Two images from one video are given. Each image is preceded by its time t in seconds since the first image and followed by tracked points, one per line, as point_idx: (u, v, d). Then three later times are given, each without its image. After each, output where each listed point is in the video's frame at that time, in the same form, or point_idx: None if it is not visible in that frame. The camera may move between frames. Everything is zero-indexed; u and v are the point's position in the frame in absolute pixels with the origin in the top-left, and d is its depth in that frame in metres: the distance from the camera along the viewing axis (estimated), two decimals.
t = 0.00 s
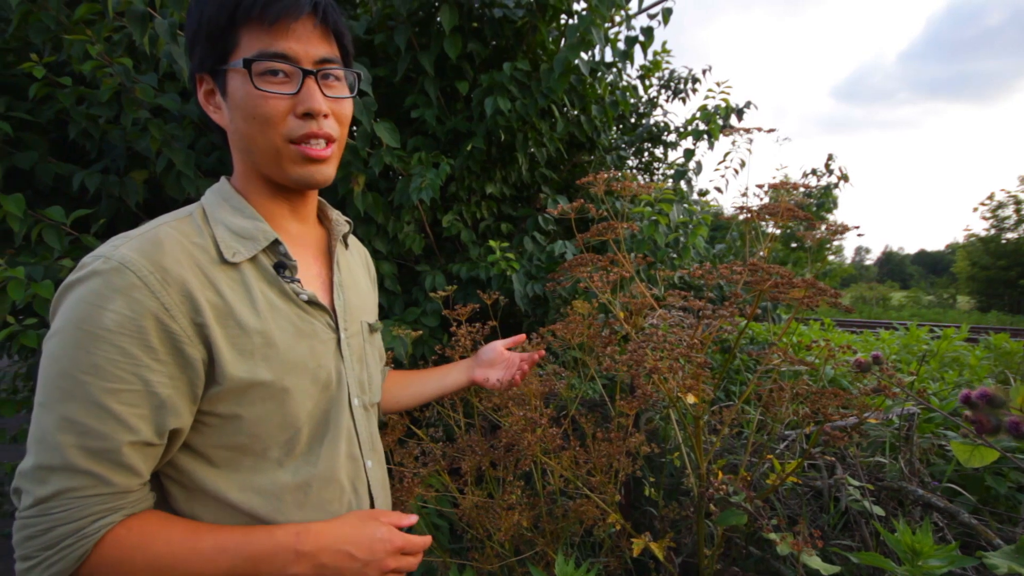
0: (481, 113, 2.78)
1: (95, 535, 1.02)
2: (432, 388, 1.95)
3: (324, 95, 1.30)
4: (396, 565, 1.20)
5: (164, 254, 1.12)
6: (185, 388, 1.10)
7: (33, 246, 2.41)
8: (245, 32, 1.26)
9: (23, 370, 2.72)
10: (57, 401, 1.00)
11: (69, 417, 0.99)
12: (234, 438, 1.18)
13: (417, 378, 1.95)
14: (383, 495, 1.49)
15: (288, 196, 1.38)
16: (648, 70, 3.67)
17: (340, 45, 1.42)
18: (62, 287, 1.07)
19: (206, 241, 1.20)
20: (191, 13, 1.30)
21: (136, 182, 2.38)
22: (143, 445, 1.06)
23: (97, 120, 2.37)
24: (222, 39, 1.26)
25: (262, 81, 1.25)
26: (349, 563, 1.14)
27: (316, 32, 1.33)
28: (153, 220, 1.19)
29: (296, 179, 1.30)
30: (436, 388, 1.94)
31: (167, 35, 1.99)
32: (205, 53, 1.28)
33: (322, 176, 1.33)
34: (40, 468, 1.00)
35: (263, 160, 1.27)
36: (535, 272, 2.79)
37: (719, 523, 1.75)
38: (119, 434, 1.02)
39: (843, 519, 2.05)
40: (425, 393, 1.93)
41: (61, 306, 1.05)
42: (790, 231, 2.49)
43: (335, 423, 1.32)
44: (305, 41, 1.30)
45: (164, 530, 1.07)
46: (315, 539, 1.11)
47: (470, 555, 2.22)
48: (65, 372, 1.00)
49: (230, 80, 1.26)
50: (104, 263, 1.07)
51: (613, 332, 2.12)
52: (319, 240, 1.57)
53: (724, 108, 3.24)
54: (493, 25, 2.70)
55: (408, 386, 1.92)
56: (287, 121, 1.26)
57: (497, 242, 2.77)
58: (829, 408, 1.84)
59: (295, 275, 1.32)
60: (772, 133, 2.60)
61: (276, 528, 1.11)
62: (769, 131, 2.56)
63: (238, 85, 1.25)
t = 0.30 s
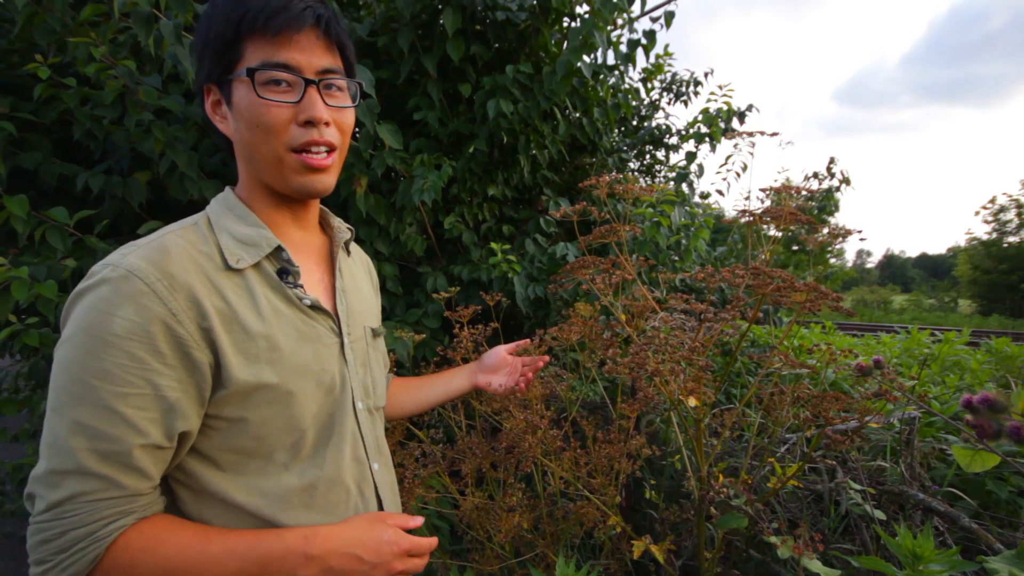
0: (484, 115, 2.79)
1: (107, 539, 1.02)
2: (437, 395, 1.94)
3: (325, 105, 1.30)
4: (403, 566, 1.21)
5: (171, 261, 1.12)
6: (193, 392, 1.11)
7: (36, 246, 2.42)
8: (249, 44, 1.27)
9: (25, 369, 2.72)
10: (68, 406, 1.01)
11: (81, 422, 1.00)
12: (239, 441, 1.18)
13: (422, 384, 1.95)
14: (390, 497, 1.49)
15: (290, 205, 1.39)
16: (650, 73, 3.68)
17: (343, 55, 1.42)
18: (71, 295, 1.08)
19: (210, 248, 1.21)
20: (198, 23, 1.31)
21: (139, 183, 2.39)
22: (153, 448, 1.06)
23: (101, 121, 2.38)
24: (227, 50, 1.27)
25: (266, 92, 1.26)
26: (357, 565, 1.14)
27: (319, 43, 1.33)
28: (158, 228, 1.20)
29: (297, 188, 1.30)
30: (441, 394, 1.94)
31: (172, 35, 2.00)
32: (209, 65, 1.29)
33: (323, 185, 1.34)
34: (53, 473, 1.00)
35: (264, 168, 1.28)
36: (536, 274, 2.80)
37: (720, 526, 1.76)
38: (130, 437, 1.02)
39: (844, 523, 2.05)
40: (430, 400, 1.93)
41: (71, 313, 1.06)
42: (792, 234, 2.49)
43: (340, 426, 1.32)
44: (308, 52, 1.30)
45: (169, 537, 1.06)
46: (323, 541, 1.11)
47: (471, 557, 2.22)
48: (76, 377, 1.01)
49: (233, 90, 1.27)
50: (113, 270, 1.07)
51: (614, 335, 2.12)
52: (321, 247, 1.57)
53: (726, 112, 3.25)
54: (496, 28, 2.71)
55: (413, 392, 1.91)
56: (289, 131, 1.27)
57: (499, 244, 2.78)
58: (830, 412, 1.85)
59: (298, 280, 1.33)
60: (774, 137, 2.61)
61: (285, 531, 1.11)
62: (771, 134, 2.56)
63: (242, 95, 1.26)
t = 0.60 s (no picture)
0: (487, 117, 2.80)
1: (175, 522, 1.01)
2: (440, 391, 1.95)
3: (335, 111, 1.32)
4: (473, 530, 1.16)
5: (193, 254, 1.13)
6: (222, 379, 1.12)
7: (41, 246, 2.43)
8: (263, 51, 1.28)
9: (29, 368, 2.73)
10: (118, 398, 1.01)
11: (135, 410, 1.01)
12: (262, 432, 1.18)
13: (426, 381, 1.95)
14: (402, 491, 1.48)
15: (298, 206, 1.40)
16: (653, 75, 3.69)
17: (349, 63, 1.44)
18: (98, 297, 1.08)
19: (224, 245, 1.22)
20: (209, 29, 1.31)
21: (144, 183, 2.40)
22: (204, 430, 1.07)
23: (106, 122, 2.39)
24: (240, 56, 1.27)
25: (278, 96, 1.27)
26: (421, 525, 1.11)
27: (329, 52, 1.35)
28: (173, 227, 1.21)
29: (307, 190, 1.31)
30: (445, 391, 1.94)
31: (178, 38, 1.99)
32: (222, 70, 1.29)
33: (332, 187, 1.35)
34: (113, 464, 1.01)
35: (276, 171, 1.29)
36: (539, 275, 2.81)
37: (720, 528, 1.76)
38: (183, 419, 1.03)
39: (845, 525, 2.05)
40: (433, 397, 1.93)
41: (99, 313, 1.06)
42: (794, 236, 2.49)
43: (354, 418, 1.32)
44: (319, 60, 1.32)
45: (227, 516, 1.05)
46: (380, 503, 1.09)
47: (472, 557, 2.22)
48: (121, 369, 1.01)
49: (246, 95, 1.28)
50: (139, 265, 1.08)
51: (616, 336, 2.13)
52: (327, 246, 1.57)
53: (728, 113, 3.25)
54: (499, 30, 2.72)
55: (415, 389, 1.91)
56: (300, 133, 1.27)
57: (502, 245, 2.78)
58: (831, 414, 1.85)
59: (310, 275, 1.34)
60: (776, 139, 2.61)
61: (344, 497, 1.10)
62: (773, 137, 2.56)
63: (255, 101, 1.27)
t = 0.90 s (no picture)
0: (486, 116, 2.81)
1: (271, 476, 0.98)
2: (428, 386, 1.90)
3: (335, 104, 1.31)
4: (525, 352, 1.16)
5: (213, 249, 1.15)
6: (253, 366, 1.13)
7: (39, 244, 2.42)
8: (264, 48, 1.29)
9: (27, 367, 2.73)
10: (180, 379, 0.99)
11: (200, 387, 0.99)
12: (281, 425, 1.17)
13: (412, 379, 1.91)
14: (400, 484, 1.49)
15: (300, 201, 1.39)
16: (651, 75, 3.69)
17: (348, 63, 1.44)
18: (122, 301, 1.05)
19: (237, 242, 1.22)
20: (212, 32, 1.33)
21: (142, 182, 2.40)
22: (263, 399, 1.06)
23: (104, 121, 2.39)
24: (242, 53, 1.28)
25: (279, 90, 1.27)
26: (464, 366, 1.13)
27: (329, 49, 1.35)
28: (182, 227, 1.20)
29: (306, 182, 1.30)
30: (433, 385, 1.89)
31: (176, 36, 1.99)
32: (224, 68, 1.30)
33: (331, 181, 1.33)
34: (192, 443, 0.97)
35: (276, 164, 1.28)
36: (537, 275, 2.82)
37: (718, 527, 1.77)
38: (247, 390, 1.03)
39: (842, 524, 2.05)
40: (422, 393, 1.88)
41: (129, 313, 1.03)
42: (793, 236, 2.50)
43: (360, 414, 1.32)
44: (319, 57, 1.32)
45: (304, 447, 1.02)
46: (423, 373, 1.12)
47: (471, 555, 2.22)
48: (175, 353, 1.00)
49: (247, 91, 1.28)
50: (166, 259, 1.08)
51: (614, 335, 2.14)
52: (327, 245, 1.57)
53: (727, 113, 3.26)
54: (498, 29, 2.72)
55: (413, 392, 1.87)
56: (300, 125, 1.27)
57: (500, 244, 2.79)
58: (829, 414, 1.86)
59: (318, 272, 1.34)
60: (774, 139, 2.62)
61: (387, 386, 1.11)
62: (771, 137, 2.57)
63: (256, 95, 1.27)
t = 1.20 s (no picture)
0: (489, 114, 2.80)
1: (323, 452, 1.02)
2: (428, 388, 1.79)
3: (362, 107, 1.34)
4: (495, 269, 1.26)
5: (229, 247, 1.15)
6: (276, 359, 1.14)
7: (45, 243, 2.44)
8: (293, 48, 1.27)
9: (34, 365, 2.74)
10: (220, 372, 1.00)
11: (243, 377, 1.01)
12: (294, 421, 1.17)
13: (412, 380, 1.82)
14: (405, 479, 1.49)
15: (315, 200, 1.40)
16: (655, 72, 3.68)
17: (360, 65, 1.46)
18: (142, 302, 1.03)
19: (248, 241, 1.22)
20: (229, 28, 1.29)
21: (147, 181, 2.41)
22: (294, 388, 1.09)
23: (109, 120, 2.40)
24: (271, 51, 1.26)
25: (312, 91, 1.27)
26: (454, 304, 1.19)
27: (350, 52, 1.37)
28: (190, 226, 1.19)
29: (337, 182, 1.32)
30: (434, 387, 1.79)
31: (181, 36, 2.01)
32: (247, 65, 1.26)
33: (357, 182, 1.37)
34: (241, 431, 0.98)
35: (308, 164, 1.28)
36: (541, 272, 2.83)
37: (722, 525, 1.77)
38: (283, 377, 1.05)
39: (848, 522, 2.05)
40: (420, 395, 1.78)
41: (154, 312, 1.01)
42: (797, 232, 2.49)
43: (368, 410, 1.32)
44: (344, 59, 1.34)
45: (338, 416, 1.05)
46: (417, 326, 1.16)
47: (476, 553, 2.23)
48: (210, 345, 1.00)
49: (277, 90, 1.26)
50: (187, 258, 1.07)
51: (618, 333, 2.14)
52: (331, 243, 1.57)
53: (731, 110, 3.25)
54: (501, 27, 2.72)
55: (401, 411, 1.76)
56: (334, 127, 1.28)
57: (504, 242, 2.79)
58: (834, 411, 1.85)
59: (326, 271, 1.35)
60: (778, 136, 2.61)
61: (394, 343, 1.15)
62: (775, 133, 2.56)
63: (288, 95, 1.25)
